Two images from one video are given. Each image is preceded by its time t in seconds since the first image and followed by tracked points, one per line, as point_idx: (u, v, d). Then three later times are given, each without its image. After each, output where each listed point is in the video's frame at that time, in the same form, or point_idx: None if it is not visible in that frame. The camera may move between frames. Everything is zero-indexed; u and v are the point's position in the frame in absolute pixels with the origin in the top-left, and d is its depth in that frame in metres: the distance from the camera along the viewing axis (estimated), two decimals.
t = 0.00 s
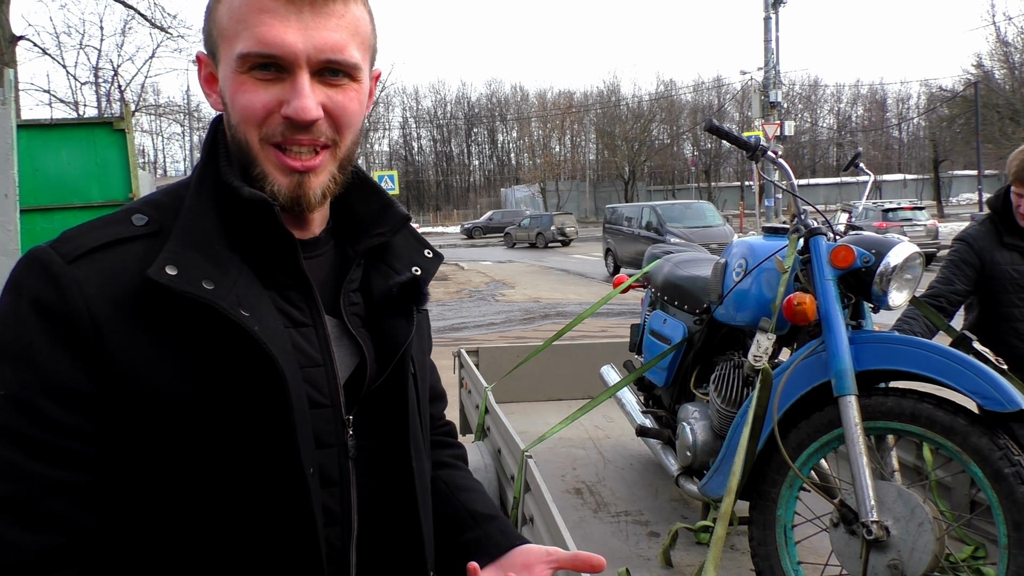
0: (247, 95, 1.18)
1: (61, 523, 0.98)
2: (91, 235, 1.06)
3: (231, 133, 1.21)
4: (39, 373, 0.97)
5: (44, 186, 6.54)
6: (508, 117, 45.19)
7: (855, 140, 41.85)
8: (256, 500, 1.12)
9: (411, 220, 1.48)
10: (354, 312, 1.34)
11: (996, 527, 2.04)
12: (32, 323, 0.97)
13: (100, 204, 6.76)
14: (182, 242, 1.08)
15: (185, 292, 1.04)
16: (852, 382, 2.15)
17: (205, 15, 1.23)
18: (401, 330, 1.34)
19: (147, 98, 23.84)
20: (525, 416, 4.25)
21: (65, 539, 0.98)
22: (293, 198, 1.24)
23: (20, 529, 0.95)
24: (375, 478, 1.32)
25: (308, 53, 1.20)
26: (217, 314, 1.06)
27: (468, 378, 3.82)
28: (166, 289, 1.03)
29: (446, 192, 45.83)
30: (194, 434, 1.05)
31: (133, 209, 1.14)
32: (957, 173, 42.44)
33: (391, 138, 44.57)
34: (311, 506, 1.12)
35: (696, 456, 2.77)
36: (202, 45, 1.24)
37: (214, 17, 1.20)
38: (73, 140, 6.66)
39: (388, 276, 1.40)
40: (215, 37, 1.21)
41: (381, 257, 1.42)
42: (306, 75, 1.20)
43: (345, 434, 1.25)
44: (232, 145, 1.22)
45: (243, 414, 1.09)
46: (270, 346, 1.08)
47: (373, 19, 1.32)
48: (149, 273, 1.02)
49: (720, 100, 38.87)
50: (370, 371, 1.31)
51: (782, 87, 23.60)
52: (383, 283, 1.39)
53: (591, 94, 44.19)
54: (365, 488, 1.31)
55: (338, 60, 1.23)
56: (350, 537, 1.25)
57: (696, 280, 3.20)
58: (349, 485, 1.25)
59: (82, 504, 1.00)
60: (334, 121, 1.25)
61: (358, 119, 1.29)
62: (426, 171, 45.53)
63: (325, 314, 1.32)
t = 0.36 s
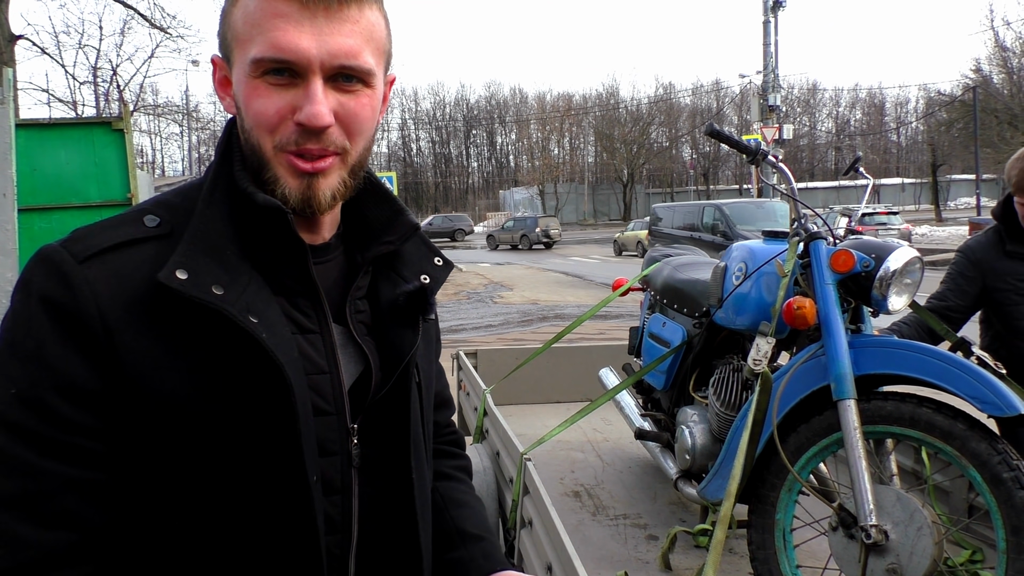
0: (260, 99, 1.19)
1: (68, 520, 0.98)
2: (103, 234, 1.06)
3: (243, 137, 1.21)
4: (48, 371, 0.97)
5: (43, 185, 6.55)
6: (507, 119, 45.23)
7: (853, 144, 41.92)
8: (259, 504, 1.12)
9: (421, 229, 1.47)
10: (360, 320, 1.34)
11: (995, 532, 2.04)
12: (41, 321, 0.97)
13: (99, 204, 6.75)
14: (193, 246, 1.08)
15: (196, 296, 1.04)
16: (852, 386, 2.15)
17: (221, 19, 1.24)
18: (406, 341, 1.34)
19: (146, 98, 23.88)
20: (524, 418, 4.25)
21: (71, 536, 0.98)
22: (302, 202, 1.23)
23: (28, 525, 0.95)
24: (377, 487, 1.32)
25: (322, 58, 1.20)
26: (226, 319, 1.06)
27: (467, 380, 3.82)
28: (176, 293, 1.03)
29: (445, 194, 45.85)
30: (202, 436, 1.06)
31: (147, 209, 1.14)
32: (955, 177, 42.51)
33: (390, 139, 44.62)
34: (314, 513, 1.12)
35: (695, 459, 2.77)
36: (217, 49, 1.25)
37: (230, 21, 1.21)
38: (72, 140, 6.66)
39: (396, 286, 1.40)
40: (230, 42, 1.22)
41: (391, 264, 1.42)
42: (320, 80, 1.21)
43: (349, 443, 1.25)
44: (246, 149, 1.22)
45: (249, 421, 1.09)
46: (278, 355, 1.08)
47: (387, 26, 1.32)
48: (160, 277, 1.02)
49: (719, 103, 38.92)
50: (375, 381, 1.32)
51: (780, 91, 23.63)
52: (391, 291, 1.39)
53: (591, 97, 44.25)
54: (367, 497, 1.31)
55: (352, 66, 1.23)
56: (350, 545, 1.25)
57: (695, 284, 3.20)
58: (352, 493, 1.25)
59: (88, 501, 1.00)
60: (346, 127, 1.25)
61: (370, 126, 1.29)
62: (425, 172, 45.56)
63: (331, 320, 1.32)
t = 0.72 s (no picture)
0: (245, 105, 1.19)
1: (54, 527, 0.99)
2: (87, 243, 1.07)
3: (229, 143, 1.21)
4: (33, 380, 0.97)
5: (40, 190, 6.56)
6: (504, 120, 45.24)
7: (850, 143, 41.95)
8: (247, 511, 1.12)
9: (407, 229, 1.48)
10: (349, 321, 1.35)
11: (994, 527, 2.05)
12: (25, 331, 0.98)
13: (96, 208, 6.74)
14: (176, 254, 1.08)
15: (178, 304, 1.03)
16: (850, 383, 2.16)
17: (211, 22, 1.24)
18: (394, 343, 1.35)
19: (142, 101, 23.86)
20: (522, 419, 4.25)
21: (57, 542, 0.99)
22: (288, 209, 1.24)
23: (16, 533, 0.96)
24: (368, 489, 1.32)
25: (310, 63, 1.20)
26: (209, 327, 1.06)
27: (466, 381, 3.82)
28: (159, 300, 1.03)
29: (442, 196, 45.84)
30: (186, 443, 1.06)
31: (132, 215, 1.14)
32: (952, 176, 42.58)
33: (387, 141, 44.62)
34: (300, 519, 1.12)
35: (694, 457, 2.77)
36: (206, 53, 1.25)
37: (219, 25, 1.21)
38: (68, 144, 6.65)
39: (384, 290, 1.40)
40: (217, 45, 1.22)
41: (379, 267, 1.42)
42: (307, 86, 1.21)
43: (339, 445, 1.25)
44: (232, 154, 1.23)
45: (233, 428, 1.09)
46: (261, 362, 1.08)
47: (376, 30, 1.33)
48: (142, 285, 1.02)
49: (715, 103, 38.96)
50: (363, 383, 1.32)
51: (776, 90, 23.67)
52: (380, 292, 1.40)
53: (587, 98, 44.28)
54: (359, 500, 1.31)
55: (341, 71, 1.24)
56: (341, 547, 1.26)
57: (693, 283, 3.21)
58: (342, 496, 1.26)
59: (74, 508, 1.00)
60: (333, 133, 1.25)
61: (359, 132, 1.29)
62: (422, 174, 45.57)
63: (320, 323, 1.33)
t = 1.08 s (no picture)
0: (227, 104, 1.19)
1: (47, 536, 0.98)
2: (72, 247, 1.06)
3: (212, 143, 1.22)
4: (21, 387, 0.97)
5: (38, 193, 6.56)
6: (502, 123, 45.32)
7: (847, 145, 42.05)
8: (244, 511, 1.12)
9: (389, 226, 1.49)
10: (336, 320, 1.35)
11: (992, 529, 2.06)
12: (11, 338, 0.97)
13: (94, 211, 6.75)
14: (163, 254, 1.08)
15: (169, 304, 1.04)
16: (849, 386, 2.16)
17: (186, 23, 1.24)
18: (384, 338, 1.36)
19: (140, 104, 23.84)
20: (522, 422, 4.25)
21: (49, 554, 0.98)
22: (274, 207, 1.25)
23: (8, 544, 0.96)
24: (362, 488, 1.32)
25: (293, 62, 1.21)
26: (200, 326, 1.06)
27: (465, 384, 3.82)
28: (149, 301, 1.03)
29: (440, 198, 45.89)
30: (179, 445, 1.05)
31: (114, 220, 1.14)
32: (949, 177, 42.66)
33: (386, 144, 44.69)
34: (299, 515, 1.13)
35: (693, 460, 2.78)
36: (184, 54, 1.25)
37: (195, 26, 1.21)
38: (66, 147, 6.66)
39: (370, 286, 1.42)
40: (196, 46, 1.22)
41: (364, 266, 1.44)
42: (290, 84, 1.22)
43: (333, 444, 1.25)
44: (213, 155, 1.23)
45: (227, 428, 1.09)
46: (253, 358, 1.09)
47: (355, 28, 1.34)
48: (131, 287, 1.03)
49: (713, 106, 39.06)
50: (354, 379, 1.32)
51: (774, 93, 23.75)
52: (365, 290, 1.40)
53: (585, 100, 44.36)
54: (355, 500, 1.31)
55: (323, 69, 1.25)
56: (339, 547, 1.25)
57: (692, 285, 3.21)
58: (337, 494, 1.26)
59: (65, 515, 1.00)
60: (317, 131, 1.27)
61: (342, 129, 1.31)
62: (421, 177, 45.61)
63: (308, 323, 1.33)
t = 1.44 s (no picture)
0: (309, 127, 1.20)
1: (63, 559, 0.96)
2: (67, 262, 1.04)
3: (277, 163, 1.19)
4: (28, 409, 0.94)
5: (39, 196, 6.57)
6: (502, 129, 45.43)
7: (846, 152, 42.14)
8: (259, 517, 1.13)
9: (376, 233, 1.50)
10: (327, 327, 1.37)
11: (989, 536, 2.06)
12: (16, 359, 0.94)
13: (94, 214, 6.77)
14: (166, 266, 1.08)
15: (178, 317, 1.05)
16: (847, 393, 2.17)
17: (233, 33, 1.18)
18: (376, 339, 1.40)
19: (140, 108, 23.89)
20: (521, 428, 4.25)
21: None
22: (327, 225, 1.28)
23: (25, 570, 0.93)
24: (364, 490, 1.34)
25: (364, 90, 1.27)
26: (209, 337, 1.07)
27: (464, 390, 3.83)
28: (158, 314, 1.04)
29: (440, 204, 45.98)
30: (186, 458, 1.06)
31: (105, 233, 1.13)
32: (948, 184, 42.71)
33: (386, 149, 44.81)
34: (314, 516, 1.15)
35: (692, 467, 2.78)
36: (224, 65, 1.18)
37: (257, 40, 1.18)
38: (67, 150, 6.67)
39: (359, 288, 1.45)
40: (261, 64, 1.18)
41: (349, 268, 1.46)
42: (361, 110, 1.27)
43: (333, 448, 1.27)
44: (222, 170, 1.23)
45: (238, 438, 1.10)
46: (262, 365, 1.10)
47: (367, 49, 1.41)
48: (139, 301, 1.02)
49: (713, 112, 39.16)
50: (349, 381, 1.35)
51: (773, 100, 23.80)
52: (354, 293, 1.43)
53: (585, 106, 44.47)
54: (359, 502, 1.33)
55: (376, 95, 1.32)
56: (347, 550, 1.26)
57: (691, 292, 3.22)
58: (341, 498, 1.27)
59: (79, 537, 0.98)
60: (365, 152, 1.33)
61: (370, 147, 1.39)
62: (421, 182, 45.69)
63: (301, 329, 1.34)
